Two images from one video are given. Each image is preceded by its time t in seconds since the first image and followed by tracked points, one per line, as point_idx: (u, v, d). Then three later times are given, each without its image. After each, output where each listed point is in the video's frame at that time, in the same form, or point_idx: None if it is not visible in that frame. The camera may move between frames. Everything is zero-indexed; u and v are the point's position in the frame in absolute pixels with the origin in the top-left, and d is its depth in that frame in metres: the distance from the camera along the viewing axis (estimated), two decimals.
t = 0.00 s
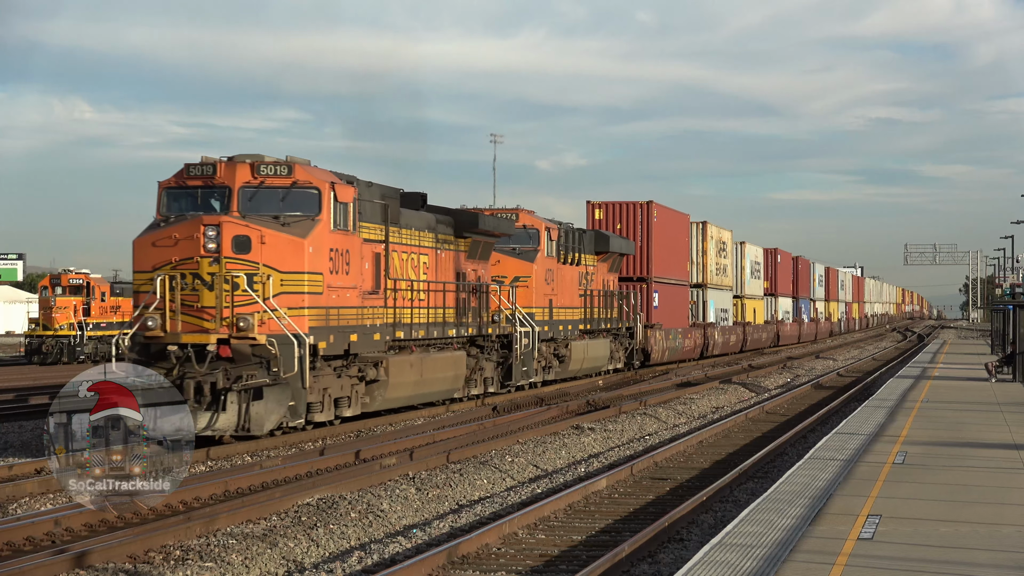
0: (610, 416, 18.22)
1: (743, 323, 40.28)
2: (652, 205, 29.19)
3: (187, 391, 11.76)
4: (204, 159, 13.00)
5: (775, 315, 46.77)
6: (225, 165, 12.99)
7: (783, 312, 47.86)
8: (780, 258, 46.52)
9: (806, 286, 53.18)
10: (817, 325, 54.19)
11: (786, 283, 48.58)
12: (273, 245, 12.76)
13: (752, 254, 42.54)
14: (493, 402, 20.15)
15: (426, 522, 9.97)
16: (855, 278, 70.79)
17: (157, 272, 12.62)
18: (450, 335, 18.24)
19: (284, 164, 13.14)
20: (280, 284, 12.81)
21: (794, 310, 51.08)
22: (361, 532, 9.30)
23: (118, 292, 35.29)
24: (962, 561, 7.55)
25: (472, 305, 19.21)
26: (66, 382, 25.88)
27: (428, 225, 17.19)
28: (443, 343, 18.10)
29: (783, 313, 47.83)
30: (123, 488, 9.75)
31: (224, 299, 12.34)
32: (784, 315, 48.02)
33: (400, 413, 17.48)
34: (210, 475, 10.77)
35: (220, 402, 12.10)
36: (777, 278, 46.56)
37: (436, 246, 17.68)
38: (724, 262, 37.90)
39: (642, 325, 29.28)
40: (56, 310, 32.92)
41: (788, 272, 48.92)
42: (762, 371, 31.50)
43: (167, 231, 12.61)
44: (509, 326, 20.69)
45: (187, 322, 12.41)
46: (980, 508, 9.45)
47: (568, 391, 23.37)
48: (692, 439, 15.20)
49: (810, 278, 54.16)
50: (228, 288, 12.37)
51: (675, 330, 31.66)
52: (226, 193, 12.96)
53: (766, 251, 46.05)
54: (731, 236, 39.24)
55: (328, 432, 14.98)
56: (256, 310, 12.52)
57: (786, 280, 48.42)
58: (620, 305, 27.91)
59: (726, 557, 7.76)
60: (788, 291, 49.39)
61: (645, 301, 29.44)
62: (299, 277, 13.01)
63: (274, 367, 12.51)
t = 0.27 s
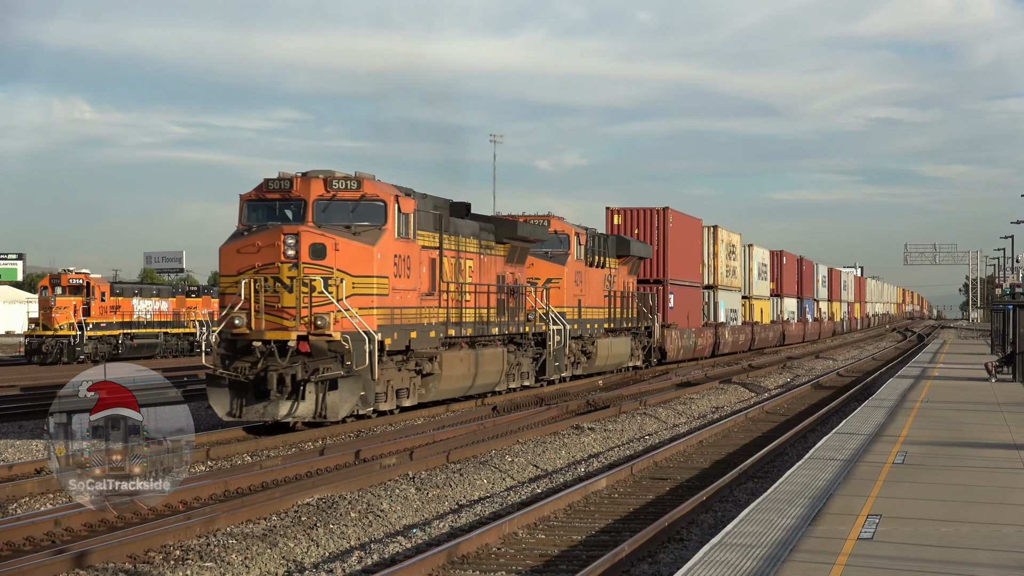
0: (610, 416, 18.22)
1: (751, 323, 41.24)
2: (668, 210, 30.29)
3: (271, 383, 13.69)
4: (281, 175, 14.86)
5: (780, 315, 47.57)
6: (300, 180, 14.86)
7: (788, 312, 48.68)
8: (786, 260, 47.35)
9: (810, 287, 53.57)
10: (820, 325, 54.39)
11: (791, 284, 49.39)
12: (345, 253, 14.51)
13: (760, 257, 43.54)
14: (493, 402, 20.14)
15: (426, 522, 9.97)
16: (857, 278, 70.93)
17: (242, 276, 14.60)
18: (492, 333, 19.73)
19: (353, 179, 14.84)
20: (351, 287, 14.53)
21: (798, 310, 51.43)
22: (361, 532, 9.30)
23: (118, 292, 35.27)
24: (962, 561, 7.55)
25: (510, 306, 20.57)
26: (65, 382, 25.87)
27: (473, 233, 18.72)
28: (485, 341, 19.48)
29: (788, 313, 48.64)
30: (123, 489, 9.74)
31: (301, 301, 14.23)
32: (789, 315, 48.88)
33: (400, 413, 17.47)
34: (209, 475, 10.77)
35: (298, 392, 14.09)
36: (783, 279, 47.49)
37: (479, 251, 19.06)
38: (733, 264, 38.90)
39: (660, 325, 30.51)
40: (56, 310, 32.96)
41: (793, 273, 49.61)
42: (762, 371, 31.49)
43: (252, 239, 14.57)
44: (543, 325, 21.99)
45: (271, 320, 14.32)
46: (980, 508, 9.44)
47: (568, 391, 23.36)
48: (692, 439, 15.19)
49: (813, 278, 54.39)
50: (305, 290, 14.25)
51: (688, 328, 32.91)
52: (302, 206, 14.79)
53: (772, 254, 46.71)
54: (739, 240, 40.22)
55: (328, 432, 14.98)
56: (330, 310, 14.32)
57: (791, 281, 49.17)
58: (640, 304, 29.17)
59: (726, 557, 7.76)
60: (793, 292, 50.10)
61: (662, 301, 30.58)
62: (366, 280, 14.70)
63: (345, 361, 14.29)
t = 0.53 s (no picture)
0: (610, 416, 18.23)
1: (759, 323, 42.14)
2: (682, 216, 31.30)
3: (338, 375, 15.08)
4: (344, 188, 16.33)
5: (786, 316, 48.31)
6: (362, 193, 16.36)
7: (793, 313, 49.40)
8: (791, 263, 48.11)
9: (814, 287, 53.91)
10: (823, 325, 54.52)
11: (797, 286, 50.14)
12: (404, 258, 15.92)
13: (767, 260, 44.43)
14: (493, 402, 20.14)
15: (426, 522, 9.97)
16: (859, 279, 71.05)
17: (311, 280, 16.04)
18: (530, 332, 20.98)
19: (410, 192, 16.32)
20: (410, 289, 15.94)
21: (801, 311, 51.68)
22: (362, 532, 9.30)
23: (118, 292, 35.26)
24: (962, 562, 7.54)
25: (544, 305, 21.75)
26: (65, 382, 25.86)
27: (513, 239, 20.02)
28: (524, 338, 20.69)
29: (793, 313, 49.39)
30: (123, 489, 9.74)
31: (365, 301, 15.61)
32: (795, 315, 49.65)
33: (400, 413, 17.47)
34: (209, 475, 10.77)
35: (362, 384, 15.56)
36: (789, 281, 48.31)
37: (517, 256, 20.21)
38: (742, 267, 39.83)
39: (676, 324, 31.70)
40: (57, 310, 33.02)
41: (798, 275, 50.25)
42: (762, 371, 31.49)
43: (319, 247, 16.03)
44: (574, 323, 23.29)
45: (337, 320, 15.75)
46: (980, 508, 9.44)
47: (568, 391, 23.36)
48: (692, 440, 15.19)
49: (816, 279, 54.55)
50: (368, 292, 15.61)
51: (701, 327, 34.06)
52: (363, 216, 16.27)
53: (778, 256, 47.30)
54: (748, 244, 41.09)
55: (328, 432, 14.99)
56: (391, 310, 15.70)
57: (796, 282, 49.86)
58: (657, 305, 30.32)
59: (726, 557, 7.76)
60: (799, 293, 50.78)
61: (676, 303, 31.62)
62: (422, 282, 16.13)
63: (404, 356, 15.69)
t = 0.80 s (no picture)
0: (610, 416, 18.22)
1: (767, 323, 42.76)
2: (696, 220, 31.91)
3: (393, 369, 16.20)
4: (397, 198, 17.34)
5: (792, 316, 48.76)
6: (413, 203, 17.36)
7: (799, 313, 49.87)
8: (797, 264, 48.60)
9: (818, 287, 54.06)
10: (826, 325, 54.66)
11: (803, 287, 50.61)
12: (453, 262, 17.00)
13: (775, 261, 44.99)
14: (493, 402, 20.14)
15: (426, 522, 9.97)
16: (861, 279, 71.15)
17: (367, 282, 17.05)
18: (561, 330, 21.80)
19: (457, 202, 17.44)
20: (458, 291, 17.04)
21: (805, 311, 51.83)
22: (361, 532, 9.30)
23: (118, 292, 35.25)
24: (961, 561, 7.54)
25: (573, 305, 22.50)
26: (65, 382, 25.84)
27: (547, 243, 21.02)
28: (556, 335, 21.58)
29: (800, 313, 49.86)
30: (123, 488, 9.74)
31: (418, 302, 16.66)
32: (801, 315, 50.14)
33: (400, 413, 17.46)
34: (209, 475, 10.77)
35: (416, 376, 16.56)
36: (796, 281, 48.86)
37: (549, 259, 21.09)
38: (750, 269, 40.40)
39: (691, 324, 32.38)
40: (56, 310, 33.02)
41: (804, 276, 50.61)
42: (762, 371, 31.50)
43: (376, 252, 17.06)
44: (599, 322, 24.14)
45: (392, 319, 16.77)
46: (980, 508, 9.44)
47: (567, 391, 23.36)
48: (692, 440, 15.19)
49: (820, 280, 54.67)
50: (421, 293, 16.68)
51: (713, 326, 34.79)
52: (415, 224, 17.30)
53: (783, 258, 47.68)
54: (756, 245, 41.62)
55: (329, 432, 14.99)
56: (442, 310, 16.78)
57: (802, 283, 50.29)
58: (673, 306, 30.98)
59: (726, 557, 7.76)
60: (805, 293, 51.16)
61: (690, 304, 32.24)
62: (469, 285, 17.21)
63: (454, 352, 16.83)
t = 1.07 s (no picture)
0: (610, 416, 18.21)
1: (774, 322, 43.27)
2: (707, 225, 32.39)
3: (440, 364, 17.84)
4: (443, 207, 18.88)
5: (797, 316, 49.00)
6: (458, 211, 18.83)
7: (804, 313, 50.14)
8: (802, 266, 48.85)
9: (822, 288, 54.14)
10: (829, 326, 54.71)
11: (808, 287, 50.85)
12: (493, 266, 18.34)
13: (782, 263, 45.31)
14: (493, 402, 20.12)
15: (426, 522, 9.96)
16: (863, 280, 71.18)
17: (416, 285, 18.72)
18: (588, 329, 22.92)
19: (498, 210, 18.73)
20: (499, 292, 18.36)
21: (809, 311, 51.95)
22: (361, 532, 9.30)
23: (118, 292, 35.22)
24: (962, 561, 7.54)
25: (598, 305, 23.56)
26: (64, 382, 25.82)
27: (578, 248, 22.20)
28: (582, 334, 22.56)
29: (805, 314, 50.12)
30: (123, 488, 9.73)
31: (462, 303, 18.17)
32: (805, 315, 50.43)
33: (400, 413, 17.44)
34: (209, 475, 10.76)
35: (460, 371, 18.13)
36: (802, 282, 49.18)
37: (577, 262, 22.18)
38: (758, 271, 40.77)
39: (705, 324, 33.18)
40: (56, 310, 33.02)
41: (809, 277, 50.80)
42: (762, 370, 31.48)
43: (423, 257, 18.68)
44: (622, 322, 25.20)
45: (439, 318, 18.41)
46: (980, 508, 9.44)
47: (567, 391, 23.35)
48: (692, 440, 15.17)
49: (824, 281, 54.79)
50: (464, 295, 18.17)
51: (725, 326, 35.46)
52: (458, 231, 18.72)
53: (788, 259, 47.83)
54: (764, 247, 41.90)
55: (329, 432, 14.97)
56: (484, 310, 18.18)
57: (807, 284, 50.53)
58: (687, 306, 31.63)
59: (727, 557, 7.76)
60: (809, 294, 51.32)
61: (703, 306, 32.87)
62: (511, 286, 18.51)
63: (495, 348, 18.22)
